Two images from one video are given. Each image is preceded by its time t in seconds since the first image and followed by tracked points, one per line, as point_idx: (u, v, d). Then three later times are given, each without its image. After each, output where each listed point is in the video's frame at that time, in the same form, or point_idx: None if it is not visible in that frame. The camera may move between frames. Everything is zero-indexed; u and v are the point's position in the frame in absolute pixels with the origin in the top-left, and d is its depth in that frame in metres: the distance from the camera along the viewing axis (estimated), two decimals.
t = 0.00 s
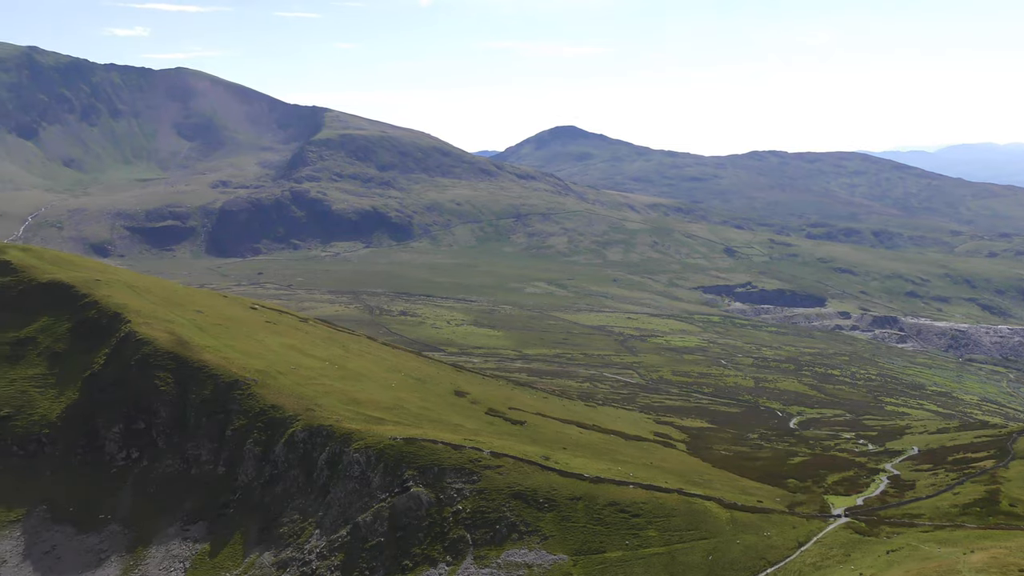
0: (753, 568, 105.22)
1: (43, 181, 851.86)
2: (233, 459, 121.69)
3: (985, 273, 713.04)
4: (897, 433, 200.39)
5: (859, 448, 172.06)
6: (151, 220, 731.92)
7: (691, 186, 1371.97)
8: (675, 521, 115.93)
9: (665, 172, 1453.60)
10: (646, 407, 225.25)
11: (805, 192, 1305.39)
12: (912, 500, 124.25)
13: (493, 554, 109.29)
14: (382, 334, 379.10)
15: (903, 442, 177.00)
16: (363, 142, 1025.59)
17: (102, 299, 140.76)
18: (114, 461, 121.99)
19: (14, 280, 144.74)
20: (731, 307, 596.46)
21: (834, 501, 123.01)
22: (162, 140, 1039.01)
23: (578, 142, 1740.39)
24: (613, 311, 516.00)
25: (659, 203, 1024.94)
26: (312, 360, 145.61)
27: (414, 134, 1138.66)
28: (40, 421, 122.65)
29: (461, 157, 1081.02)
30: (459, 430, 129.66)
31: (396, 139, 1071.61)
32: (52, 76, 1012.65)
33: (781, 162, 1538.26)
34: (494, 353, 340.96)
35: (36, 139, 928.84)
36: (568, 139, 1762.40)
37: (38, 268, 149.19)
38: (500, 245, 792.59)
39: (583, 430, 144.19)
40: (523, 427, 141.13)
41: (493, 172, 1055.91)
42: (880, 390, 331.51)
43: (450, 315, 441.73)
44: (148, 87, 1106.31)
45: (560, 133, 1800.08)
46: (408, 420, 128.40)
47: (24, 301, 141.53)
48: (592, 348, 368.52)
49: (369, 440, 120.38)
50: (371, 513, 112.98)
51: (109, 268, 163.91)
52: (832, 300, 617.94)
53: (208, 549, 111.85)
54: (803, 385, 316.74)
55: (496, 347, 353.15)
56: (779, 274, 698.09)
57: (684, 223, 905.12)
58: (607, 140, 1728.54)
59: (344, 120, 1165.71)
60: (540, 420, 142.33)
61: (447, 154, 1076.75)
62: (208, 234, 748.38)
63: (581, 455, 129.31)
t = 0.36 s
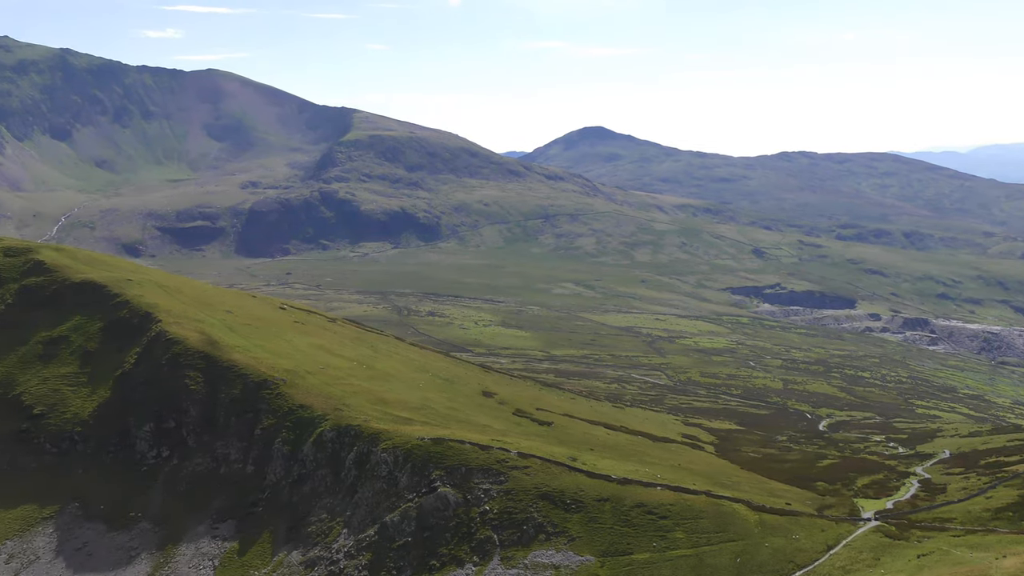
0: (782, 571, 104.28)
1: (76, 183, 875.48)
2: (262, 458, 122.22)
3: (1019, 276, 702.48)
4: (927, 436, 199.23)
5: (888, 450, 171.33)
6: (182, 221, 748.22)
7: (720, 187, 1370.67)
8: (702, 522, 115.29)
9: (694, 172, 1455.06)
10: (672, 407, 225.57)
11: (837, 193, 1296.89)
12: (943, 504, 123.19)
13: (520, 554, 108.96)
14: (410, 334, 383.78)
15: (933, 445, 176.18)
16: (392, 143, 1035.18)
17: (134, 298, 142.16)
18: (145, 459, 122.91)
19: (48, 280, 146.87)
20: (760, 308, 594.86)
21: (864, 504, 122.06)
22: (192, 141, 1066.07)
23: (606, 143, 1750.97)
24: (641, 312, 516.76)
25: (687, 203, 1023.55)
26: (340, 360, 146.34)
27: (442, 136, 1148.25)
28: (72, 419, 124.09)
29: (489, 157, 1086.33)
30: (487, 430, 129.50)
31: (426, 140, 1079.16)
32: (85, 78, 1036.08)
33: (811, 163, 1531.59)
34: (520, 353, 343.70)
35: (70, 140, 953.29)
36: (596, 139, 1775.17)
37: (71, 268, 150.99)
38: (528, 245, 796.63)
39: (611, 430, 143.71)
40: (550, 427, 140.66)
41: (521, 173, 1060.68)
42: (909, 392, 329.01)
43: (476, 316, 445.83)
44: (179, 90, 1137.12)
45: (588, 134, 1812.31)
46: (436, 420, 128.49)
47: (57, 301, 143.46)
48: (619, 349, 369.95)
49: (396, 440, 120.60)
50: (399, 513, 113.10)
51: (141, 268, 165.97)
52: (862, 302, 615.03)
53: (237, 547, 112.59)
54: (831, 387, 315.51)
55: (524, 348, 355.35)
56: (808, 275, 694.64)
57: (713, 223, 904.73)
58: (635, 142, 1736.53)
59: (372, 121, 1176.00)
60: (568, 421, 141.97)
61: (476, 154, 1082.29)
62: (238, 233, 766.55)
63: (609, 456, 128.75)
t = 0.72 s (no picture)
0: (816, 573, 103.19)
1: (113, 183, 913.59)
2: (295, 455, 122.84)
3: None
4: (965, 439, 196.53)
5: (924, 454, 169.46)
6: (217, 220, 782.53)
7: (755, 187, 1374.31)
8: (735, 523, 114.17)
9: (727, 172, 1457.86)
10: (705, 408, 224.82)
11: (873, 194, 1284.37)
12: (980, 509, 121.67)
13: (551, 554, 108.76)
14: (443, 333, 387.70)
15: (971, 449, 173.78)
16: (425, 142, 1046.71)
17: (168, 297, 143.80)
18: (180, 456, 124.12)
19: (86, 278, 150.13)
20: (794, 309, 591.66)
21: (899, 507, 120.94)
22: (227, 141, 1100.92)
23: (639, 142, 1765.67)
24: (673, 312, 517.38)
25: (721, 203, 1021.29)
26: (372, 359, 146.93)
27: (475, 135, 1157.11)
28: (109, 415, 126.06)
29: (521, 157, 1091.38)
30: (519, 430, 129.32)
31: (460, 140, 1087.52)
32: (122, 79, 1072.93)
33: (846, 162, 1520.57)
34: (553, 353, 345.37)
35: (107, 140, 995.19)
36: (630, 139, 1790.75)
37: (107, 267, 154.03)
38: (560, 245, 798.81)
39: (644, 431, 143.07)
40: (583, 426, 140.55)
41: (554, 172, 1062.51)
42: (947, 395, 324.23)
43: (507, 315, 449.03)
44: (214, 90, 1170.45)
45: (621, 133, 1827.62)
46: (467, 420, 128.33)
47: (94, 299, 146.50)
48: (651, 349, 369.88)
49: (428, 439, 120.52)
50: (431, 511, 113.13)
51: (175, 267, 168.71)
52: (897, 303, 609.13)
53: (270, 543, 113.29)
54: (866, 389, 312.62)
55: (557, 348, 357.35)
56: (842, 276, 689.36)
57: (745, 224, 901.36)
58: (669, 141, 1746.80)
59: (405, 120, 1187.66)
60: (601, 421, 141.75)
61: (508, 154, 1088.29)
62: (271, 233, 799.21)
63: (641, 457, 127.99)
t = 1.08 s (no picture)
0: None
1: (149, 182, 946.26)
2: (328, 456, 123.32)
3: None
4: (1005, 445, 193.60)
5: (961, 459, 167.50)
6: (252, 221, 796.42)
7: (790, 189, 1375.62)
8: (768, 527, 113.19)
9: (762, 174, 1460.12)
10: (738, 411, 224.30)
11: (909, 195, 1274.93)
12: (1019, 515, 119.92)
13: (583, 556, 108.25)
14: (475, 334, 391.70)
15: (1012, 455, 171.21)
16: (458, 144, 1059.06)
17: (203, 298, 145.41)
18: (214, 455, 125.03)
19: (123, 279, 153.09)
20: (829, 311, 587.80)
21: (936, 513, 119.45)
22: (262, 142, 1143.50)
23: (674, 145, 1780.36)
24: (707, 314, 517.72)
25: (755, 204, 1023.33)
26: (404, 360, 147.50)
27: (509, 136, 1165.32)
28: (144, 415, 127.31)
29: (554, 158, 1096.67)
30: (552, 432, 129.04)
31: (494, 141, 1100.86)
32: (159, 80, 1111.54)
33: (882, 163, 1510.11)
34: (586, 354, 347.12)
35: (145, 140, 1034.24)
36: (664, 142, 1807.82)
37: (144, 267, 156.88)
38: (593, 246, 800.73)
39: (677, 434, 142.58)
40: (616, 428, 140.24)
41: (587, 173, 1064.67)
42: (985, 399, 319.34)
43: (538, 316, 452.81)
44: (249, 92, 1219.14)
45: (655, 135, 1844.44)
46: (500, 421, 128.35)
47: (131, 299, 149.05)
48: (683, 351, 369.93)
49: (461, 440, 120.60)
50: (463, 513, 113.02)
51: (210, 267, 171.53)
52: (934, 306, 603.02)
53: (304, 543, 113.78)
54: (902, 393, 310.17)
55: (589, 349, 359.45)
56: (878, 278, 684.02)
57: (778, 225, 897.59)
58: (704, 143, 1757.30)
59: (439, 121, 1202.48)
60: (634, 424, 141.26)
61: (540, 155, 1093.47)
62: (304, 233, 807.88)
63: (674, 459, 127.32)
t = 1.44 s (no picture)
0: None
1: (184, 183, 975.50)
2: (360, 456, 123.90)
3: None
4: None
5: (998, 464, 165.24)
6: (284, 222, 821.53)
7: (823, 189, 1372.68)
8: (801, 530, 112.08)
9: (795, 175, 1459.30)
10: (770, 412, 223.87)
11: (945, 197, 1265.37)
12: None
13: (614, 558, 107.60)
14: (506, 334, 395.24)
15: None
16: (490, 144, 1062.36)
17: (237, 298, 146.85)
18: (247, 454, 125.91)
19: (157, 279, 155.15)
20: (863, 313, 583.74)
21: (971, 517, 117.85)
22: (295, 143, 1176.27)
23: (705, 146, 1787.66)
24: (739, 315, 517.14)
25: (789, 205, 1025.32)
26: (435, 360, 147.85)
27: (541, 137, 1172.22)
28: (178, 413, 128.64)
29: (585, 159, 1101.26)
30: (583, 433, 128.73)
31: (526, 141, 1104.96)
32: (194, 82, 1149.99)
33: (917, 164, 1496.90)
34: (618, 356, 349.35)
35: (180, 142, 1063.83)
36: (696, 143, 1817.25)
37: (178, 267, 158.62)
38: (625, 247, 804.43)
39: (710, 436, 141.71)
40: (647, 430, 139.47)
41: (619, 174, 1066.27)
42: None
43: (571, 318, 456.54)
44: (283, 93, 1249.65)
45: (686, 137, 1857.80)
46: (531, 422, 128.17)
47: (165, 299, 150.78)
48: (715, 353, 370.38)
49: (491, 440, 120.71)
50: (493, 513, 113.10)
51: (243, 268, 173.32)
52: (971, 308, 596.82)
53: (335, 543, 114.13)
54: (938, 395, 307.48)
55: (621, 351, 361.47)
56: (914, 280, 678.59)
57: (811, 226, 893.06)
58: (736, 143, 1758.76)
59: (470, 122, 1210.23)
60: (665, 426, 140.48)
61: (571, 155, 1098.52)
62: (337, 235, 831.89)
63: (707, 462, 126.44)
